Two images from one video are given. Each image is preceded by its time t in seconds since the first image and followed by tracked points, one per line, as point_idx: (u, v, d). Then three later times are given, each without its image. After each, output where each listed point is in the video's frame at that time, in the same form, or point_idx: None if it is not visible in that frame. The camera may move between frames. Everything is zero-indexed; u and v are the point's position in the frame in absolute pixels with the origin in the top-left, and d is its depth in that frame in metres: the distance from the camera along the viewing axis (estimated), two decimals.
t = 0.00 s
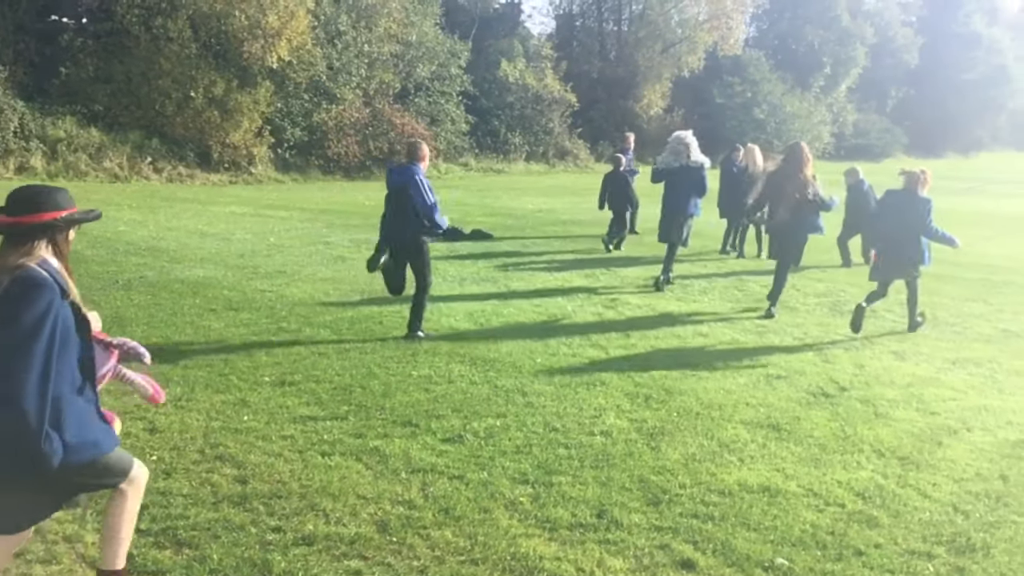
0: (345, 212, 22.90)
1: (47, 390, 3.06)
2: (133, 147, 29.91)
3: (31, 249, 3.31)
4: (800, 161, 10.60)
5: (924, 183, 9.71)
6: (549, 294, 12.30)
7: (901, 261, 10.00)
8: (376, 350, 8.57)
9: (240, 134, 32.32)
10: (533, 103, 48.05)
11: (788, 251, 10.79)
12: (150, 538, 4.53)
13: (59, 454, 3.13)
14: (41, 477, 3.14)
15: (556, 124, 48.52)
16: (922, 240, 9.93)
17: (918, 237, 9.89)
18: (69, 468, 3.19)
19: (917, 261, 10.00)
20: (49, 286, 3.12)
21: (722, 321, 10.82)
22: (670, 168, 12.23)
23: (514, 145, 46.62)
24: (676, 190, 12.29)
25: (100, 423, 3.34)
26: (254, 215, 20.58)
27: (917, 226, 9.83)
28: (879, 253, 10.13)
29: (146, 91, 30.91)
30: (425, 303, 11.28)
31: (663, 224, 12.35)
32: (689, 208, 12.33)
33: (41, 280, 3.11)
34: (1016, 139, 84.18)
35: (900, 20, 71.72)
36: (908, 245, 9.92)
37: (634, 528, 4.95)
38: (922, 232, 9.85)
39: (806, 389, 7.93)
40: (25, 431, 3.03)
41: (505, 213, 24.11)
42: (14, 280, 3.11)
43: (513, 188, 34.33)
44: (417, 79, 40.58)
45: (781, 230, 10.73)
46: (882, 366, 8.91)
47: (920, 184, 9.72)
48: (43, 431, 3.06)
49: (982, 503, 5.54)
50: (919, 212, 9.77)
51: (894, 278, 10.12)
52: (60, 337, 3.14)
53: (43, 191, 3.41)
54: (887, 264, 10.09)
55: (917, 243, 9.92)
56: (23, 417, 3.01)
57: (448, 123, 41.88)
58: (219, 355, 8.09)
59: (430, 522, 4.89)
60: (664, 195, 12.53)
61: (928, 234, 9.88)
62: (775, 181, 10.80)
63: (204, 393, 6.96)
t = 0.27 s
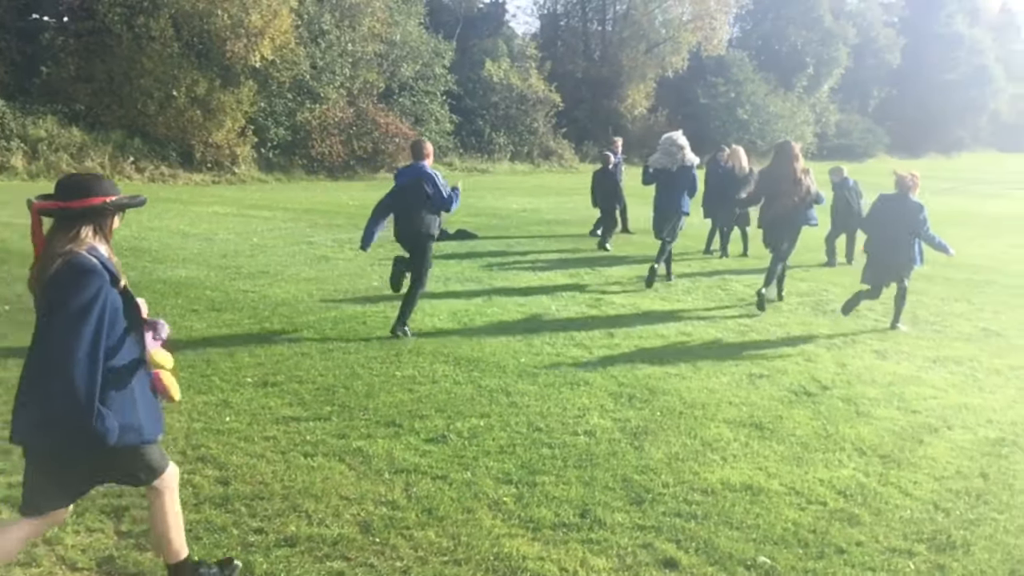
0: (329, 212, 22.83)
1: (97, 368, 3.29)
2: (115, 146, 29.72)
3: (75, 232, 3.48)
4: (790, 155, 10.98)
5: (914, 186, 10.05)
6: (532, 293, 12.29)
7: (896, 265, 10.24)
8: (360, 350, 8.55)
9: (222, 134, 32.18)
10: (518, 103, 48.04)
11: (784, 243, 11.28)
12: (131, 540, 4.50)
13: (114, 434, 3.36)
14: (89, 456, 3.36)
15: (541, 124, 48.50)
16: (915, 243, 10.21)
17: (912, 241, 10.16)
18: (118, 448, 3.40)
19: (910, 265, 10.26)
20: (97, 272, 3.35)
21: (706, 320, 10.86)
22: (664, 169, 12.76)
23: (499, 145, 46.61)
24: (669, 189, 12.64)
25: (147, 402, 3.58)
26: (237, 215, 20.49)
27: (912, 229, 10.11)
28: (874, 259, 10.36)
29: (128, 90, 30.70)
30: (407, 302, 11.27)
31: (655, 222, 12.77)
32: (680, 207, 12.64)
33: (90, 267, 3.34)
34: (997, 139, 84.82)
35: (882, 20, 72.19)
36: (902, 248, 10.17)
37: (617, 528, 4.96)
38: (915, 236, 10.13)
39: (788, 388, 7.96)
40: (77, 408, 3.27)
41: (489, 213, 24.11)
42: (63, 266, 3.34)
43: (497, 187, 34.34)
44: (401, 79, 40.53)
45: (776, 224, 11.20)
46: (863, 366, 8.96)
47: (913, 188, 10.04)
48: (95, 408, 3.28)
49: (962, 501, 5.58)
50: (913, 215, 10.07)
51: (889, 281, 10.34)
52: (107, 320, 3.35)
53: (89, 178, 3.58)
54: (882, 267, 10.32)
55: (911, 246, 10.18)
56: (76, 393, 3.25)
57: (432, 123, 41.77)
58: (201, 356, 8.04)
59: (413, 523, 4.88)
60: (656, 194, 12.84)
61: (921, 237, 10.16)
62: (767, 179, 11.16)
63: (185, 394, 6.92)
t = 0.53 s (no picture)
0: (313, 214, 22.76)
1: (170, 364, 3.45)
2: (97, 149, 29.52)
3: (123, 234, 3.51)
4: (782, 160, 11.37)
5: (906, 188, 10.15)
6: (517, 295, 12.29)
7: (890, 264, 10.45)
8: (344, 353, 8.53)
9: (206, 136, 32.05)
10: (503, 105, 48.05)
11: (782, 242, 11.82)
12: (113, 545, 4.46)
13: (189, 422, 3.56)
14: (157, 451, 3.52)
15: (526, 126, 48.49)
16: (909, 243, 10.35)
17: (904, 241, 10.31)
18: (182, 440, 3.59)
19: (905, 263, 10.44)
20: (154, 275, 3.42)
21: (690, 322, 10.89)
22: (656, 174, 12.79)
23: (484, 147, 46.63)
24: (664, 195, 12.85)
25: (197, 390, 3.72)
26: (220, 217, 20.39)
27: (904, 230, 10.24)
28: (869, 257, 10.60)
29: (111, 92, 30.49)
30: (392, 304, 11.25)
31: (651, 226, 12.93)
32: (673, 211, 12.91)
33: (146, 271, 3.40)
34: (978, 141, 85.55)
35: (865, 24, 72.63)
36: (895, 249, 10.35)
37: (601, 530, 4.96)
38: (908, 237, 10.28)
39: (771, 390, 7.99)
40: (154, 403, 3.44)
41: (473, 215, 24.09)
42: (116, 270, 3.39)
43: (482, 189, 34.38)
44: (385, 81, 40.48)
45: (774, 226, 11.64)
46: (846, 367, 9.01)
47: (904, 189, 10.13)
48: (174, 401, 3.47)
49: (944, 501, 5.61)
50: (904, 217, 10.20)
51: (884, 279, 10.58)
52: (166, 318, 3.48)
53: (129, 179, 3.60)
54: (876, 265, 10.55)
55: (904, 246, 10.34)
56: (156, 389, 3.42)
57: (418, 125, 41.70)
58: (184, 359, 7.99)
59: (397, 526, 4.87)
60: (649, 200, 12.95)
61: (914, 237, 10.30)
62: (763, 184, 11.46)
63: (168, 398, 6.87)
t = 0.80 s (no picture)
0: (300, 218, 22.71)
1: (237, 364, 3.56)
2: (83, 152, 29.35)
3: (171, 246, 3.52)
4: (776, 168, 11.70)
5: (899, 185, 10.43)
6: (504, 299, 12.30)
7: (886, 262, 10.61)
8: (331, 358, 8.51)
9: (192, 139, 31.95)
10: (490, 109, 48.08)
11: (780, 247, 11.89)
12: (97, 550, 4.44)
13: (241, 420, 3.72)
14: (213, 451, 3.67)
15: (513, 130, 48.50)
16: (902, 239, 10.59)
17: (899, 238, 10.54)
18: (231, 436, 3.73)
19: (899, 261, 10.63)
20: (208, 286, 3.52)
21: (676, 325, 10.92)
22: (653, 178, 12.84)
23: (471, 151, 46.66)
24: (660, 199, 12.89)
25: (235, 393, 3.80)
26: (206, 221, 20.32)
27: (899, 225, 10.49)
28: (864, 257, 10.73)
29: (96, 96, 30.32)
30: (379, 308, 11.24)
31: (647, 230, 12.96)
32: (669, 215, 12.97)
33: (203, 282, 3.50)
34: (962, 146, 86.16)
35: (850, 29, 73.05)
36: (891, 247, 10.54)
37: (588, 534, 4.96)
38: (902, 233, 10.51)
39: (758, 393, 8.01)
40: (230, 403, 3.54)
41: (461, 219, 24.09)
42: (169, 288, 3.44)
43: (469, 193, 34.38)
44: (373, 85, 40.44)
45: (773, 232, 11.77)
46: (832, 370, 9.05)
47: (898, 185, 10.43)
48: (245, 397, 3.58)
49: (929, 503, 5.64)
50: (899, 212, 10.48)
51: (879, 279, 10.69)
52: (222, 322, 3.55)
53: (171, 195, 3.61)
54: (873, 264, 10.68)
55: (898, 243, 10.55)
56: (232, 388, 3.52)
57: (405, 129, 41.67)
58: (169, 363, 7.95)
59: (383, 531, 4.85)
60: (644, 205, 12.92)
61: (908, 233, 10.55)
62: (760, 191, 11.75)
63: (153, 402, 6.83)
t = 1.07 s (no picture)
0: (286, 221, 22.65)
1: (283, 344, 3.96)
2: (67, 155, 29.19)
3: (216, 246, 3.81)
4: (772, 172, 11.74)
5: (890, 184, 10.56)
6: (490, 302, 12.30)
7: (879, 259, 10.73)
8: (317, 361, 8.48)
9: (177, 142, 31.82)
10: (477, 112, 48.09)
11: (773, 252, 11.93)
12: (80, 554, 4.41)
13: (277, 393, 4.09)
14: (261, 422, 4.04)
15: (500, 133, 48.49)
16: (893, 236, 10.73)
17: (891, 235, 10.68)
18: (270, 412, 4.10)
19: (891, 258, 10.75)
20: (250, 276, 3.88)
21: (662, 328, 10.95)
22: (645, 179, 12.97)
23: (458, 154, 46.67)
24: (656, 198, 12.94)
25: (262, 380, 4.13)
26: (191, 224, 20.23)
27: (891, 223, 10.63)
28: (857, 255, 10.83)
29: (81, 98, 30.17)
30: (366, 311, 11.22)
31: (640, 228, 13.00)
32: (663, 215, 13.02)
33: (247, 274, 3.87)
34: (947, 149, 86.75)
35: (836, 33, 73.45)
36: (883, 244, 10.67)
37: (574, 537, 4.96)
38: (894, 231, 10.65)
39: (744, 396, 8.03)
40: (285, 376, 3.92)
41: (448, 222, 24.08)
42: (224, 284, 3.74)
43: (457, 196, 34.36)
44: (360, 87, 40.37)
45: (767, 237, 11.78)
46: (817, 373, 9.09)
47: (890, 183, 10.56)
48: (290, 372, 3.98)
49: (913, 505, 5.67)
50: (892, 209, 10.62)
51: (873, 276, 10.82)
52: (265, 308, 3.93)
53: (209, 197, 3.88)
54: (866, 262, 10.79)
55: (890, 241, 10.69)
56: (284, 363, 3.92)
57: (392, 132, 41.63)
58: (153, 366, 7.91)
59: (368, 535, 4.84)
60: (640, 203, 12.99)
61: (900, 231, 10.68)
62: (754, 194, 11.80)
63: (138, 406, 6.79)
